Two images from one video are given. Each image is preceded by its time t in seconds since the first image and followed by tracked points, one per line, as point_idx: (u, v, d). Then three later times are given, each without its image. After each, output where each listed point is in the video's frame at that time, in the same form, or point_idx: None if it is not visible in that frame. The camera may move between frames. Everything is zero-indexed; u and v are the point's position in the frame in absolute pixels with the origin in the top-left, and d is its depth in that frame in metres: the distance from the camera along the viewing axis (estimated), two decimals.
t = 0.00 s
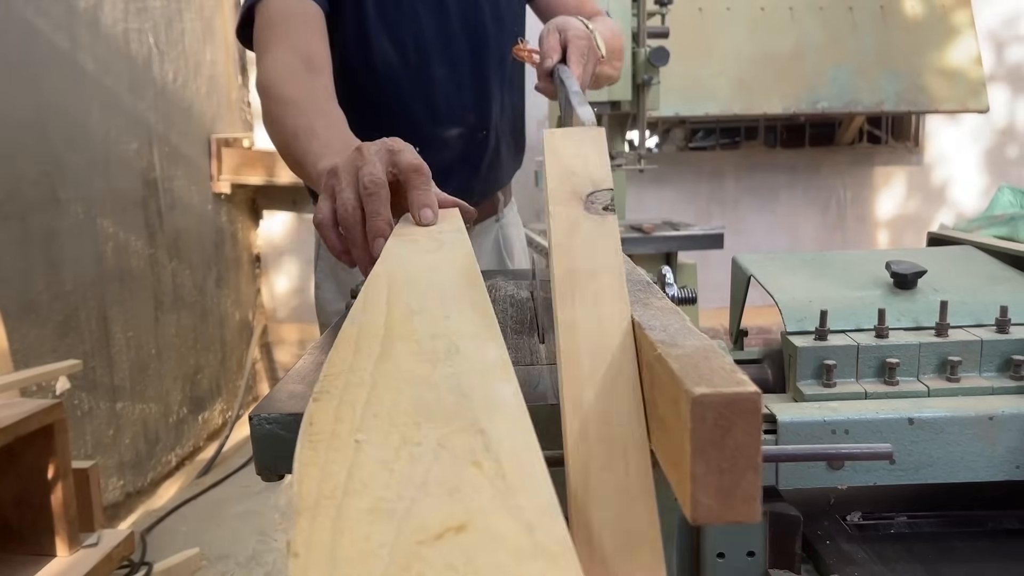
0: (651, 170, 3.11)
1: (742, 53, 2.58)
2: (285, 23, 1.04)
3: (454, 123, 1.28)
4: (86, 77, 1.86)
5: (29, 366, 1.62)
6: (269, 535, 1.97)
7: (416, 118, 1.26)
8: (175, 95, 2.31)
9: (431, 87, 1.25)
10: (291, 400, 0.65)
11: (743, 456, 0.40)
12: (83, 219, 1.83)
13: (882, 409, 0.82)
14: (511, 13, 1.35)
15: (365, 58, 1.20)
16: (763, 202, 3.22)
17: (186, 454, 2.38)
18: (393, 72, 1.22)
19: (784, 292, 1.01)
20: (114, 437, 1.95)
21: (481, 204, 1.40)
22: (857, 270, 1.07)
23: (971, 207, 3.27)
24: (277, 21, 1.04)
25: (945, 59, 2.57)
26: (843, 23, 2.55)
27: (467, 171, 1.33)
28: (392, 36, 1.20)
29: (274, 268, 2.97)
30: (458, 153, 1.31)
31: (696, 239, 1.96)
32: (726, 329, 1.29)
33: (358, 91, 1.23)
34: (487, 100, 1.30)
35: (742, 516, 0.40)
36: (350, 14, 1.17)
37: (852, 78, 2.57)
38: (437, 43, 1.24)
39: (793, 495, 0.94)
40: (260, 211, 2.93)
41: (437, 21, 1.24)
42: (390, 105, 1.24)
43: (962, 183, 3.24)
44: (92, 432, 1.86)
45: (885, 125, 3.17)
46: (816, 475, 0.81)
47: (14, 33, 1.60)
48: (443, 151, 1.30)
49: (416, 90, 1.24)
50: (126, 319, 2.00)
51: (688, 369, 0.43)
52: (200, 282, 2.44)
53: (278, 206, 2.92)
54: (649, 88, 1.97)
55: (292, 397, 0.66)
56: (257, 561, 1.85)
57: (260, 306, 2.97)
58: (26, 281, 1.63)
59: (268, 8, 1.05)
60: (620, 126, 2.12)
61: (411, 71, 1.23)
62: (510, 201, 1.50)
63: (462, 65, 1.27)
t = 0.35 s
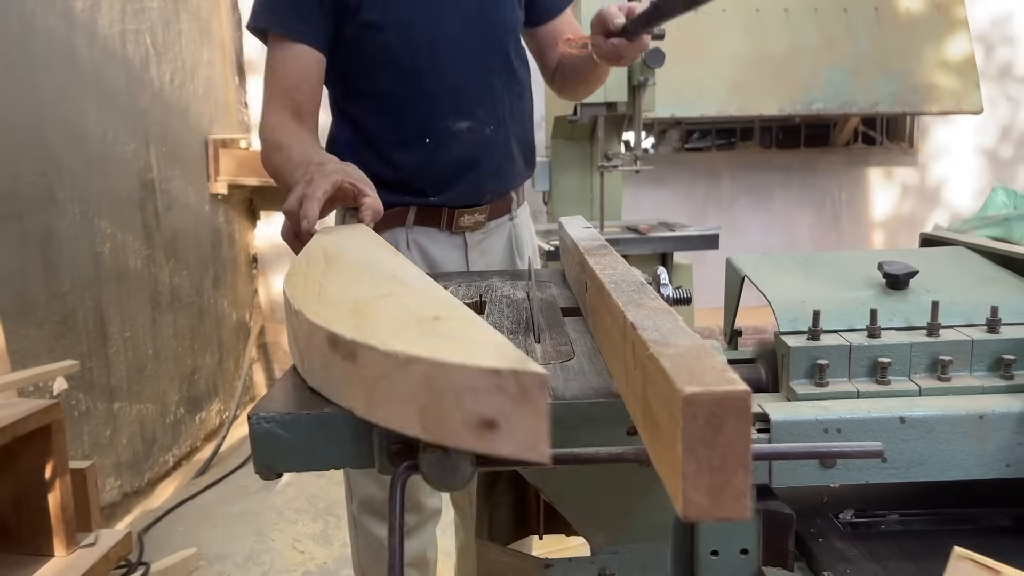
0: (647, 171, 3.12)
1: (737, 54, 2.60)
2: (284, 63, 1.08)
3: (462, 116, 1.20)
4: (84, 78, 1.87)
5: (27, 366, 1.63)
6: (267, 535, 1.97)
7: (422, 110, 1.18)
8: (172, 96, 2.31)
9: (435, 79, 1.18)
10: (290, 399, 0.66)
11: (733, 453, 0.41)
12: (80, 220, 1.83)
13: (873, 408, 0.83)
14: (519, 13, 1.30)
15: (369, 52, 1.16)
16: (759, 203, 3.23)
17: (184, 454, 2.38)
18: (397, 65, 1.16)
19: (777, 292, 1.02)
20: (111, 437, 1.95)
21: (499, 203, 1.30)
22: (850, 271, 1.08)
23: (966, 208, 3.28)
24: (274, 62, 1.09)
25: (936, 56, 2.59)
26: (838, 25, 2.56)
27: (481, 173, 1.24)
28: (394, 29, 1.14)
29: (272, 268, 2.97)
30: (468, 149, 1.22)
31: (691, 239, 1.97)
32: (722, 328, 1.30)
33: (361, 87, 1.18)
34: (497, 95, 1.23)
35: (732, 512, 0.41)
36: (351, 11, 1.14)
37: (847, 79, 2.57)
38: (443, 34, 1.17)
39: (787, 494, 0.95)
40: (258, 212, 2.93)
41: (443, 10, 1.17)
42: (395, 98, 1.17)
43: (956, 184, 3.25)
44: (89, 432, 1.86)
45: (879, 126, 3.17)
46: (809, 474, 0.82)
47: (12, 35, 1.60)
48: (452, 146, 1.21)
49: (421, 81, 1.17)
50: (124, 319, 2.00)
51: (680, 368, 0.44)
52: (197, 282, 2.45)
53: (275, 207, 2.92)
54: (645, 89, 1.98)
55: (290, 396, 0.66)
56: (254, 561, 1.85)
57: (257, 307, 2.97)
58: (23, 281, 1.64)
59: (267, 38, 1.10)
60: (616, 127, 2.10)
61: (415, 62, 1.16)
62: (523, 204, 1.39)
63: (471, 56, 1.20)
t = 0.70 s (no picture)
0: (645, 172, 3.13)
1: (735, 55, 2.60)
2: (339, 70, 1.33)
3: (490, 109, 1.37)
4: (84, 79, 1.88)
5: (28, 367, 1.64)
6: (266, 535, 1.98)
7: (454, 103, 1.36)
8: (172, 98, 2.32)
9: (466, 74, 1.35)
10: (292, 400, 0.66)
11: (730, 453, 0.41)
12: (80, 221, 1.84)
13: (869, 408, 0.83)
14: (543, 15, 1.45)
15: (408, 53, 1.34)
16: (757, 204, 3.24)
17: (184, 455, 2.39)
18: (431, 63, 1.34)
19: (774, 293, 1.02)
20: (111, 438, 1.96)
21: (522, 190, 1.47)
22: (846, 272, 1.09)
23: (963, 209, 3.29)
24: (330, 71, 1.34)
25: (920, 51, 2.61)
26: (835, 26, 2.57)
27: (504, 159, 1.41)
28: (429, 31, 1.32)
29: (271, 270, 2.97)
30: (495, 138, 1.39)
31: (689, 241, 1.98)
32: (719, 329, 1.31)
33: (401, 84, 1.38)
34: (520, 88, 1.40)
35: (728, 510, 0.42)
36: (394, 16, 1.32)
37: (844, 81, 2.59)
38: (474, 34, 1.33)
39: (783, 494, 0.96)
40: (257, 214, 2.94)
41: (472, 14, 1.33)
42: (432, 92, 1.36)
43: (953, 185, 3.26)
44: (90, 433, 1.87)
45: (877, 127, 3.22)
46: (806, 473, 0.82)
47: (12, 36, 1.61)
48: (480, 135, 1.38)
49: (454, 79, 1.34)
50: (124, 321, 2.00)
51: (677, 370, 0.45)
52: (196, 284, 2.45)
53: (274, 208, 2.92)
54: (643, 91, 1.99)
55: (292, 396, 0.67)
56: (254, 562, 1.86)
57: (256, 308, 2.98)
58: (24, 283, 1.64)
59: (324, 46, 1.34)
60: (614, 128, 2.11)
61: (448, 58, 1.33)
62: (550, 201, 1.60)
63: (499, 53, 1.36)
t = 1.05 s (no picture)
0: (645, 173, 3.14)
1: (735, 55, 2.61)
2: (353, 75, 1.33)
3: (501, 114, 1.39)
4: (86, 80, 1.88)
5: (30, 367, 1.64)
6: (267, 535, 1.98)
7: (466, 109, 1.37)
8: (173, 99, 2.32)
9: (478, 81, 1.35)
10: (294, 399, 0.67)
11: (729, 450, 0.42)
12: (82, 222, 1.84)
13: (869, 408, 0.84)
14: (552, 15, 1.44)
15: (420, 59, 1.34)
16: (758, 204, 3.24)
17: (185, 455, 2.39)
18: (443, 70, 1.34)
19: (774, 293, 1.03)
20: (112, 438, 1.96)
21: (534, 191, 1.49)
22: (846, 272, 1.09)
23: (964, 209, 3.29)
24: (343, 74, 1.34)
25: (935, 57, 2.61)
26: (835, 27, 2.58)
27: (515, 162, 1.43)
28: (440, 37, 1.31)
29: (272, 271, 2.97)
30: (506, 142, 1.41)
31: (690, 241, 1.98)
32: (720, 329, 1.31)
33: (414, 89, 1.39)
34: (530, 92, 1.41)
35: (728, 507, 0.42)
36: (405, 22, 1.31)
37: (845, 82, 2.60)
38: (485, 41, 1.34)
39: (783, 492, 0.96)
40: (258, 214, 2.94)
41: (484, 20, 1.33)
42: (444, 98, 1.37)
43: (954, 185, 3.26)
44: (91, 434, 1.87)
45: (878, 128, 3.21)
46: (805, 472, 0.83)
47: (14, 38, 1.61)
48: (492, 140, 1.40)
49: (466, 85, 1.35)
50: (125, 321, 2.01)
51: (677, 368, 0.45)
52: (198, 284, 2.45)
53: (275, 209, 2.93)
54: (643, 91, 1.99)
55: (294, 396, 0.68)
56: (256, 562, 1.86)
57: (257, 309, 2.98)
58: (26, 283, 1.65)
59: (336, 51, 1.34)
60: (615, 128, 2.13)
61: (460, 64, 1.34)
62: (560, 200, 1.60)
63: (510, 58, 1.37)
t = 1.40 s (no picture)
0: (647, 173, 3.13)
1: (736, 55, 2.60)
2: (368, 73, 1.33)
3: (505, 116, 1.38)
4: (86, 80, 1.88)
5: (30, 367, 1.64)
6: (268, 535, 1.98)
7: (471, 108, 1.37)
8: (174, 98, 2.32)
9: (483, 81, 1.35)
10: (294, 399, 0.66)
11: (731, 452, 0.41)
12: (82, 222, 1.84)
13: (871, 409, 0.83)
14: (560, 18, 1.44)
15: (427, 57, 1.34)
16: (759, 204, 3.24)
17: (185, 455, 2.39)
18: (449, 69, 1.34)
19: (776, 293, 1.02)
20: (113, 438, 1.96)
21: (538, 193, 1.48)
22: (848, 273, 1.09)
23: (965, 210, 3.28)
24: (357, 71, 1.34)
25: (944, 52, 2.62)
26: (837, 26, 2.58)
27: (517, 165, 1.43)
28: (446, 36, 1.32)
29: (272, 270, 2.97)
30: (510, 144, 1.40)
31: (691, 241, 1.98)
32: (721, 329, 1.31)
33: (420, 87, 1.39)
34: (535, 94, 1.41)
35: (730, 509, 0.42)
36: (414, 21, 1.32)
37: (846, 82, 2.60)
38: (492, 41, 1.34)
39: (785, 494, 0.96)
40: (258, 214, 2.94)
41: (491, 21, 1.33)
42: (449, 97, 1.37)
43: (956, 186, 3.25)
44: (91, 434, 1.87)
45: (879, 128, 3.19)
46: (807, 473, 0.82)
47: (14, 37, 1.61)
48: (495, 141, 1.39)
49: (471, 85, 1.35)
50: (126, 321, 2.01)
51: (679, 369, 0.45)
52: (198, 284, 2.45)
53: (276, 209, 2.92)
54: (644, 92, 1.99)
55: (294, 396, 0.67)
56: (256, 562, 1.86)
57: (258, 309, 2.98)
58: (26, 283, 1.65)
59: (348, 48, 1.34)
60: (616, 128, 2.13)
61: (465, 64, 1.34)
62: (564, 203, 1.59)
63: (516, 60, 1.37)
